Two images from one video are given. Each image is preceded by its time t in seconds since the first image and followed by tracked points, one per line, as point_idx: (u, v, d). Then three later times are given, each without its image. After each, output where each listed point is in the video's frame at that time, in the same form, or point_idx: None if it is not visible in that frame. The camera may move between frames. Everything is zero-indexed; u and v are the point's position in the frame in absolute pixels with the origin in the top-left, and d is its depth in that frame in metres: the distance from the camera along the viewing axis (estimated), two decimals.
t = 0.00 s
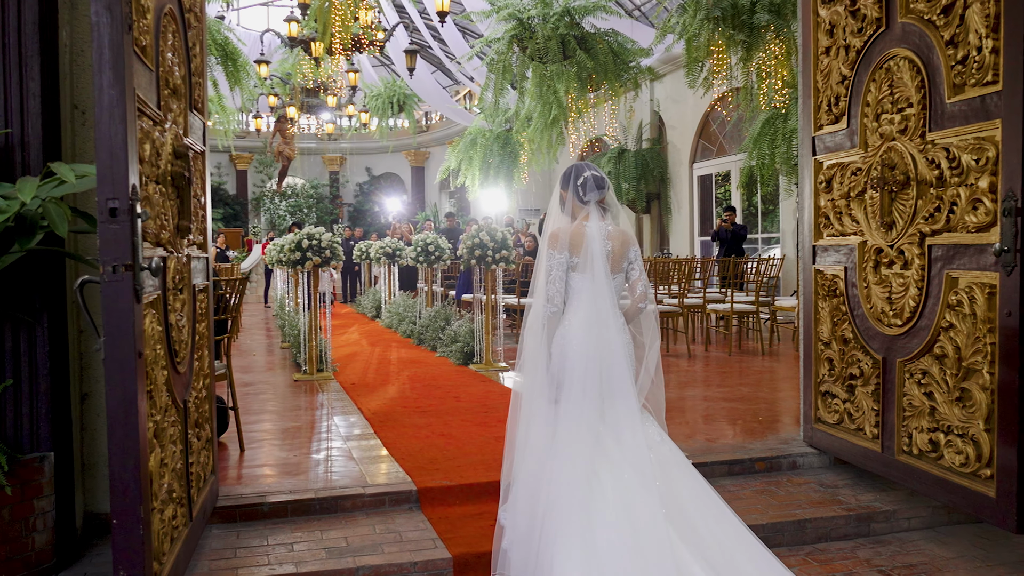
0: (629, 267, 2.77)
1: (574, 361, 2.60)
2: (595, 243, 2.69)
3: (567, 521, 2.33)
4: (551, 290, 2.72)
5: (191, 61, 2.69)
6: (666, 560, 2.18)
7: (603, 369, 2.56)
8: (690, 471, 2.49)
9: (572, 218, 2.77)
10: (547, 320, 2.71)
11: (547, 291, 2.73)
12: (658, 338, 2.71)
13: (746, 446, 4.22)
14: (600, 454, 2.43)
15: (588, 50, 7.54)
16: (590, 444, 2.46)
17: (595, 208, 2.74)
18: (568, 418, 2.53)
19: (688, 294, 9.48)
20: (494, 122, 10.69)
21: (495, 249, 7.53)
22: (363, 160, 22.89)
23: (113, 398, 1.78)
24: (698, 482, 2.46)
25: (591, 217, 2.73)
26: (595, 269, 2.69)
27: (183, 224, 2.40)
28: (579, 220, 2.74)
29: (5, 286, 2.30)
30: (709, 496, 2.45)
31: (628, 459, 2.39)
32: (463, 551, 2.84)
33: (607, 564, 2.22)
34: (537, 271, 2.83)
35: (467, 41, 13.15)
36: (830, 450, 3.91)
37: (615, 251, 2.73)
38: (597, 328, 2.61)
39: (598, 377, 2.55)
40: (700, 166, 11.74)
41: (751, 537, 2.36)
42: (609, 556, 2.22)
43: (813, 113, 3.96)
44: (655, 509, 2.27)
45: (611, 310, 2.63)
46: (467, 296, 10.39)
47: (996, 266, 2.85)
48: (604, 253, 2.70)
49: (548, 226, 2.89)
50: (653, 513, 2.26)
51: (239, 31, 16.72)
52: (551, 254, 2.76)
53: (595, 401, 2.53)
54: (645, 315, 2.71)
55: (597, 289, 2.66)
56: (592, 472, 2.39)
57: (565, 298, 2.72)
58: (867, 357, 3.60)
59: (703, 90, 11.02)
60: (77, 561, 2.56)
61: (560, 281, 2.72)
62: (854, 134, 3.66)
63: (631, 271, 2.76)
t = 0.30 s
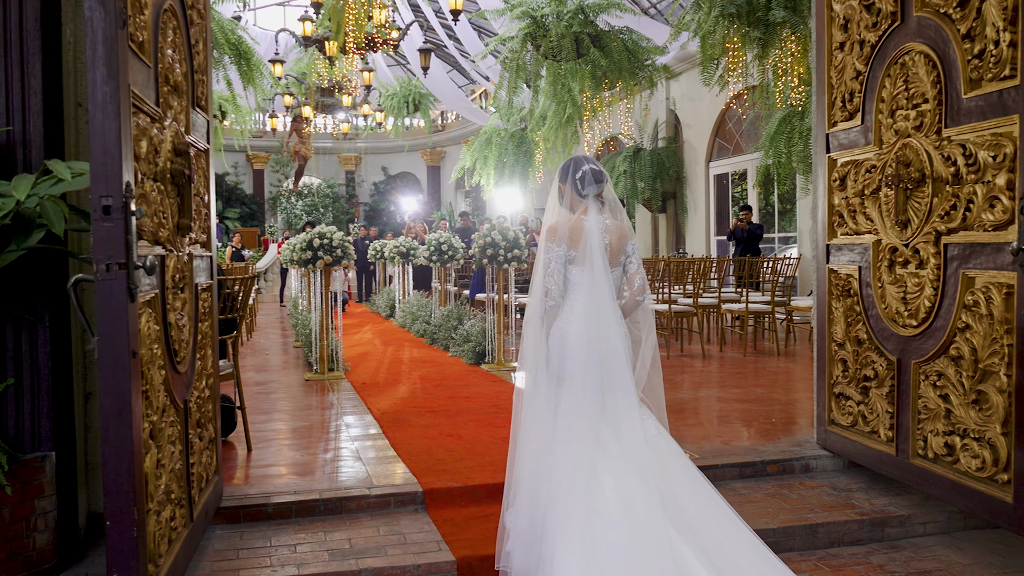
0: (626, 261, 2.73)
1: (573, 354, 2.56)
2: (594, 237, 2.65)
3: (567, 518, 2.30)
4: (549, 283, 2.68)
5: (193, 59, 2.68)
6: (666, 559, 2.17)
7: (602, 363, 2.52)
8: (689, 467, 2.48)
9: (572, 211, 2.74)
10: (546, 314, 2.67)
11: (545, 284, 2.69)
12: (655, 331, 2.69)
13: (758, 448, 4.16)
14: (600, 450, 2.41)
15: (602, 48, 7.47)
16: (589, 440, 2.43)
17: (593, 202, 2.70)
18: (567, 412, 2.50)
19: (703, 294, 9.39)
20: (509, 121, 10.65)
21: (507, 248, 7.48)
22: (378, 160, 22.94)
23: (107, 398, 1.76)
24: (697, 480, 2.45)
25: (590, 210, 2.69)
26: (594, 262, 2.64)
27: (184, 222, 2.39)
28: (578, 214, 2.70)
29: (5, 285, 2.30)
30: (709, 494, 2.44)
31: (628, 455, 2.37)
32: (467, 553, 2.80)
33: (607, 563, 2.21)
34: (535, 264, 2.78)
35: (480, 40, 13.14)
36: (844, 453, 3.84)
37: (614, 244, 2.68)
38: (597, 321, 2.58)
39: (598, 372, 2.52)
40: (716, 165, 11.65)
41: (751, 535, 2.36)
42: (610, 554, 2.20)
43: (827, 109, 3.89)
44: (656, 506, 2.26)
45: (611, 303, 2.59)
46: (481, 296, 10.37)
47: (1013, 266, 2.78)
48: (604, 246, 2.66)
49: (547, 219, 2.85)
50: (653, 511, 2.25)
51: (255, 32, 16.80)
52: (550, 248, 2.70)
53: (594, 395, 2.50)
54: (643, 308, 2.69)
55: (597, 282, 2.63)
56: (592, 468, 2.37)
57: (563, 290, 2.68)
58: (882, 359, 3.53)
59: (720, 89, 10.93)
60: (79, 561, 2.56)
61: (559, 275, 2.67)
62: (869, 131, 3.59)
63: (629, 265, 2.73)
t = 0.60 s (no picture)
0: (623, 247, 2.75)
1: (571, 347, 2.58)
2: (590, 223, 2.68)
3: (566, 517, 2.32)
4: (544, 270, 2.74)
5: (192, 56, 2.66)
6: (665, 560, 2.19)
7: (601, 356, 2.54)
8: (688, 461, 2.50)
9: (569, 198, 2.78)
10: (542, 302, 2.74)
11: (541, 271, 2.75)
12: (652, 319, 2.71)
13: (768, 450, 4.09)
14: (599, 446, 2.41)
15: (613, 45, 7.37)
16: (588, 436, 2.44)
17: (589, 188, 2.75)
18: (564, 407, 2.50)
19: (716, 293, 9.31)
20: (522, 120, 10.61)
21: (517, 246, 7.43)
22: (392, 159, 22.97)
23: (97, 399, 1.73)
24: (696, 475, 2.47)
25: (586, 196, 2.74)
26: (590, 249, 2.67)
27: (182, 220, 2.37)
28: (575, 201, 2.74)
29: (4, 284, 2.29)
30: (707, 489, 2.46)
31: (627, 452, 2.38)
32: (468, 556, 2.77)
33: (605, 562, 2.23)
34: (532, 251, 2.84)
35: (493, 38, 13.08)
36: (855, 455, 3.78)
37: (610, 231, 2.72)
38: (594, 312, 2.60)
39: (596, 364, 2.53)
40: (730, 164, 11.55)
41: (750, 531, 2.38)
42: (610, 554, 2.22)
43: (839, 105, 3.82)
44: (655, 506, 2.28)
45: (608, 292, 2.62)
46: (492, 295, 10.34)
47: None
48: (600, 233, 2.69)
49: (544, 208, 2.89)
50: (653, 511, 2.26)
51: (268, 31, 16.85)
52: (545, 235, 2.76)
53: (593, 390, 2.51)
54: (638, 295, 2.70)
55: (592, 271, 2.65)
56: (592, 465, 2.38)
57: (561, 278, 2.73)
58: (893, 359, 3.46)
59: (734, 87, 10.85)
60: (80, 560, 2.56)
61: (554, 261, 2.73)
62: (881, 127, 3.52)
63: (626, 251, 2.76)
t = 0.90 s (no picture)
0: (622, 233, 2.79)
1: (570, 338, 2.60)
2: (588, 211, 2.70)
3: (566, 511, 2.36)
4: (543, 259, 2.77)
5: (192, 54, 2.64)
6: (662, 549, 2.23)
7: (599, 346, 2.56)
8: (688, 453, 2.52)
9: (567, 184, 2.81)
10: (542, 292, 2.77)
11: (540, 260, 2.78)
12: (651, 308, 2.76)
13: (779, 452, 4.03)
14: (599, 439, 2.44)
15: (626, 43, 7.25)
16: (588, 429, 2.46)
17: (588, 174, 2.77)
18: (563, 400, 2.53)
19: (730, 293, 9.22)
20: (535, 118, 10.55)
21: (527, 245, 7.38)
22: (405, 159, 22.98)
23: (87, 401, 1.71)
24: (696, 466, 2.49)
25: (584, 183, 2.77)
26: (588, 237, 2.70)
27: (180, 220, 2.35)
28: (573, 187, 2.77)
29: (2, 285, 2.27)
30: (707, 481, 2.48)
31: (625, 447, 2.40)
32: (470, 560, 2.74)
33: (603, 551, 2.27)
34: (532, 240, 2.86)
35: (504, 36, 13.02)
36: (867, 458, 3.71)
37: (608, 217, 2.75)
38: (592, 302, 2.62)
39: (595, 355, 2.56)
40: (745, 162, 11.43)
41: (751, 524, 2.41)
42: (608, 549, 2.25)
43: (851, 102, 3.75)
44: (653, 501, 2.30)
45: (606, 281, 2.64)
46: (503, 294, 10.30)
47: None
48: (598, 220, 2.72)
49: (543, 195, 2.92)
50: (650, 507, 2.29)
51: (280, 31, 16.88)
52: (543, 223, 2.79)
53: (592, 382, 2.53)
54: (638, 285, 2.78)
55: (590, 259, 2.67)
56: (592, 459, 2.41)
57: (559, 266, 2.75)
58: (906, 361, 3.39)
59: (748, 85, 10.74)
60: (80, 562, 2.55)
61: (553, 250, 2.76)
62: (894, 124, 3.44)
63: (625, 238, 2.78)
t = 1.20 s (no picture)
0: (621, 226, 2.83)
1: (568, 332, 2.66)
2: (585, 205, 2.77)
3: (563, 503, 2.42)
4: (541, 254, 2.84)
5: (190, 53, 2.62)
6: (654, 537, 2.27)
7: (595, 339, 2.62)
8: (685, 446, 2.56)
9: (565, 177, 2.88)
10: (542, 287, 2.85)
11: (539, 256, 2.85)
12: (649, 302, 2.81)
13: (787, 455, 3.97)
14: (594, 433, 2.50)
15: (636, 41, 7.13)
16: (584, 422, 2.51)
17: (586, 167, 2.84)
18: (560, 393, 2.59)
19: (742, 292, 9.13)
20: (546, 117, 10.50)
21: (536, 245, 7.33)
22: (417, 158, 22.99)
23: (75, 403, 1.69)
24: (692, 460, 2.52)
25: (582, 175, 2.83)
26: (585, 230, 2.76)
27: (175, 220, 2.33)
28: (571, 180, 2.84)
29: None
30: (703, 475, 2.51)
31: (620, 439, 2.46)
32: (472, 564, 2.71)
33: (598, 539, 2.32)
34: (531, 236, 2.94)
35: (515, 34, 12.96)
36: (877, 462, 3.65)
37: (606, 210, 2.80)
38: (589, 296, 2.68)
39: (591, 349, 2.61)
40: (757, 161, 11.33)
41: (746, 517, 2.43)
42: (602, 540, 2.30)
43: (861, 99, 3.68)
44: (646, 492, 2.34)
45: (601, 275, 2.70)
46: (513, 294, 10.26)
47: None
48: (594, 213, 2.78)
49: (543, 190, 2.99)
50: (644, 498, 2.33)
51: (292, 31, 16.88)
52: (541, 218, 2.86)
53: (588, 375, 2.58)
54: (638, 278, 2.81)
55: (586, 253, 2.73)
56: (588, 452, 2.47)
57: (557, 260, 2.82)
58: (917, 363, 3.33)
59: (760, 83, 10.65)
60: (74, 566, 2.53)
61: (551, 245, 2.83)
62: (904, 121, 3.38)
63: (625, 231, 2.83)
